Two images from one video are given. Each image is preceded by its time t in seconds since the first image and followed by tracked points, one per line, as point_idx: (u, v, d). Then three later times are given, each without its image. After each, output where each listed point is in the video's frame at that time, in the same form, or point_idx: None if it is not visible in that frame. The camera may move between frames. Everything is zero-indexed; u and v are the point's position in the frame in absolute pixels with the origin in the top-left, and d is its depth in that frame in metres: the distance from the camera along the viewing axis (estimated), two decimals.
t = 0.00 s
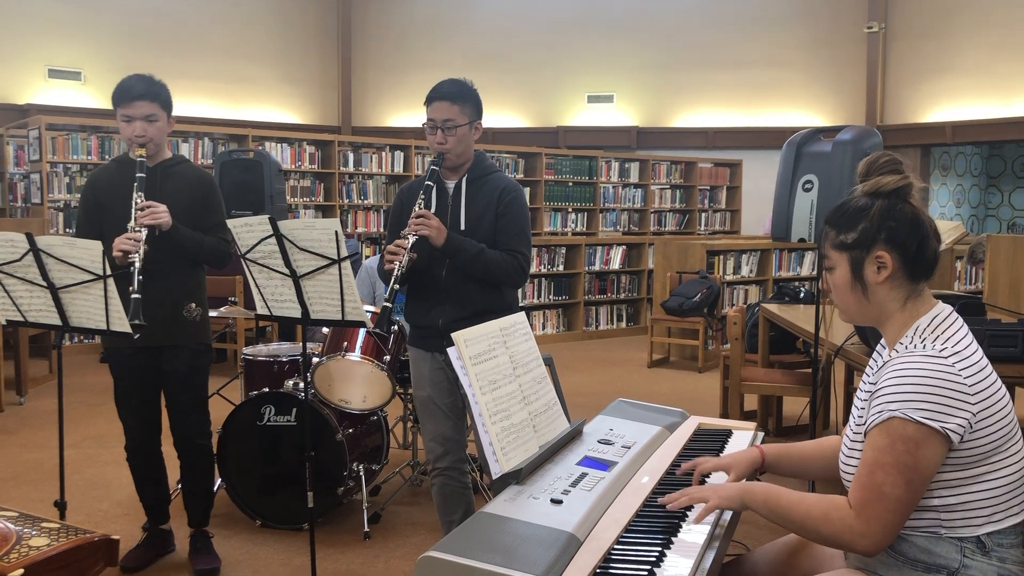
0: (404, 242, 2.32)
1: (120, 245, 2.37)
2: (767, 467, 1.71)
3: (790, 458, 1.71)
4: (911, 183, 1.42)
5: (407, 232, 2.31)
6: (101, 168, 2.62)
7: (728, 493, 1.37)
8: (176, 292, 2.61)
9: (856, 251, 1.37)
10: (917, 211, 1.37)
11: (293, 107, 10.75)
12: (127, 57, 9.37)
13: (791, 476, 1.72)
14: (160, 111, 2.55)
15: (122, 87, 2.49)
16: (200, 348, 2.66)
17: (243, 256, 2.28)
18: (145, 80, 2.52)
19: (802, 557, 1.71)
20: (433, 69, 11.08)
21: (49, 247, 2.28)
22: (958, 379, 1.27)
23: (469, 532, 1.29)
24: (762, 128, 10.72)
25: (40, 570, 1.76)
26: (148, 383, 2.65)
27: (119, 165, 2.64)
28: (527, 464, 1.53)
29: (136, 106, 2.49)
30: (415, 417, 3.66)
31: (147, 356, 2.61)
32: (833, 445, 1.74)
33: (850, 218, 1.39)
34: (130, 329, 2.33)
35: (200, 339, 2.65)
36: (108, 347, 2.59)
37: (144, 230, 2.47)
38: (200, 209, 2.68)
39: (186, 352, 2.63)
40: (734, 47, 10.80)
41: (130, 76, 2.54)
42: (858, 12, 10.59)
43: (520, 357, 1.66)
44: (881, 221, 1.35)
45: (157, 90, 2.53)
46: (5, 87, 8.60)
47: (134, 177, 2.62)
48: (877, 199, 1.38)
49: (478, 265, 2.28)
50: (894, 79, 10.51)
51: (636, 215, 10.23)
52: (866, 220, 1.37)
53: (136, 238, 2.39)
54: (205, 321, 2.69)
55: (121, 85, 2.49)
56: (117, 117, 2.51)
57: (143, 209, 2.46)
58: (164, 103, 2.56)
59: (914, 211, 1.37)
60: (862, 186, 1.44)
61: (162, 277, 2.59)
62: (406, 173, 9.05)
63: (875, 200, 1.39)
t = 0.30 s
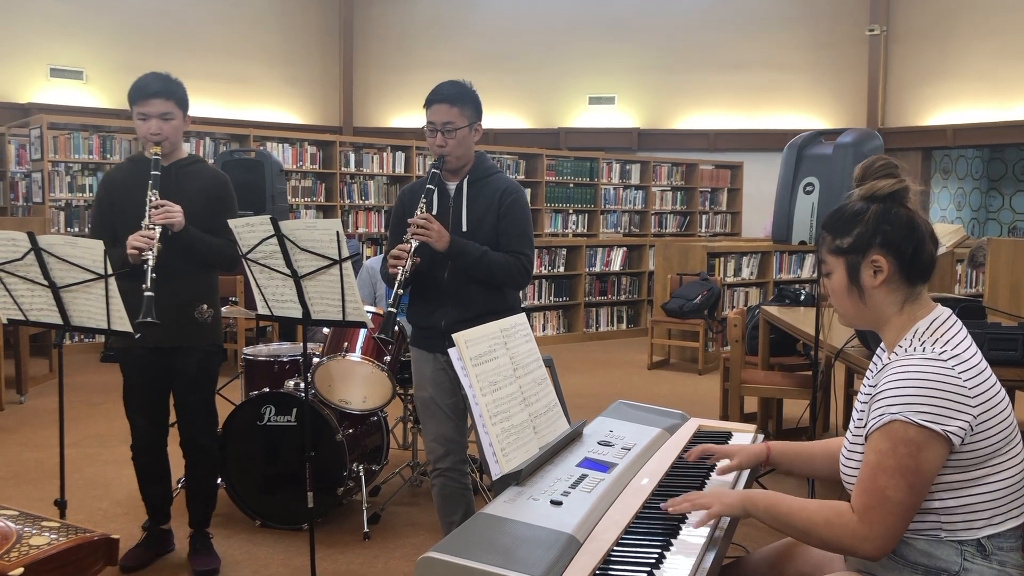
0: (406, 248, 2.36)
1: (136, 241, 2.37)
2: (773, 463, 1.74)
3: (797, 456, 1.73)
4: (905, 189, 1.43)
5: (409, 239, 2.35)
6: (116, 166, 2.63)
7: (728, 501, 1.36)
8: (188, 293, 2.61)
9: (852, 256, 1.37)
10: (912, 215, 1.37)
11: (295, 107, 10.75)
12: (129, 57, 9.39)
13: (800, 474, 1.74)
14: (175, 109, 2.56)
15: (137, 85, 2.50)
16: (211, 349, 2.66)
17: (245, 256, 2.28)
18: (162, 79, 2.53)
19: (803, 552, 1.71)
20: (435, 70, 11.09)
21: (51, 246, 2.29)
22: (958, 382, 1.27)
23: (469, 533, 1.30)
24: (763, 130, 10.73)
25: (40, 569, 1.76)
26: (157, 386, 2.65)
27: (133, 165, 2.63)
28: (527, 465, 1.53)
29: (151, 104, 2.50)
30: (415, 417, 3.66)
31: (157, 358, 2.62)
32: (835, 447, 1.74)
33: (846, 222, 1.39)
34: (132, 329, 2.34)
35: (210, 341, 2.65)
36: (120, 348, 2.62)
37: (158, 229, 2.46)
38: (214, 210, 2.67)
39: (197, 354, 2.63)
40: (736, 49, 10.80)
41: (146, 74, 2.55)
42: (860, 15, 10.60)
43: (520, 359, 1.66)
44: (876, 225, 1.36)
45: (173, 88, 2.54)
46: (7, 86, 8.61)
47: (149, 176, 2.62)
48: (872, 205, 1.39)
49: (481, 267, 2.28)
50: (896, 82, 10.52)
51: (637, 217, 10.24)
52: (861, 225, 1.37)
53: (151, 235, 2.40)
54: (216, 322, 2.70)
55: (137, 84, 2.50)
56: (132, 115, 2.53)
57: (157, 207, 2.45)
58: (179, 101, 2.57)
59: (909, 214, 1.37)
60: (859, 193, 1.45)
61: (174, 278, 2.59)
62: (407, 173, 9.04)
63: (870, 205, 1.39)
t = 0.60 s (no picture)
0: (408, 249, 2.36)
1: (154, 261, 2.42)
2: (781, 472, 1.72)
3: (802, 462, 1.73)
4: (906, 191, 1.42)
5: (412, 239, 2.35)
6: (134, 169, 2.62)
7: (724, 506, 1.38)
8: (202, 298, 2.62)
9: (851, 258, 1.37)
10: (911, 217, 1.37)
11: (295, 107, 10.75)
12: (130, 57, 9.40)
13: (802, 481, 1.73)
14: (194, 118, 2.55)
15: (157, 93, 2.49)
16: (222, 351, 2.66)
17: (245, 256, 2.29)
18: (179, 87, 2.52)
19: (801, 549, 1.73)
20: (435, 71, 11.10)
21: (51, 246, 2.28)
22: (953, 383, 1.27)
23: (469, 533, 1.30)
24: (762, 132, 10.74)
25: (39, 569, 1.75)
26: (168, 386, 2.65)
27: (152, 168, 2.63)
28: (527, 466, 1.53)
29: (170, 115, 2.50)
30: (415, 418, 3.65)
31: (170, 361, 2.63)
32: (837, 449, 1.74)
33: (846, 224, 1.40)
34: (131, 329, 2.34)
35: (224, 345, 2.66)
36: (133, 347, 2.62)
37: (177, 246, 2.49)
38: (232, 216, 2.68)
39: (208, 356, 2.63)
40: (736, 51, 10.81)
41: (164, 81, 2.54)
42: (860, 17, 10.60)
43: (520, 360, 1.66)
44: (876, 228, 1.36)
45: (191, 97, 2.53)
46: (7, 85, 8.60)
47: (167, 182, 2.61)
48: (872, 206, 1.39)
49: (484, 268, 2.28)
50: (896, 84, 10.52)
51: (637, 218, 10.25)
52: (861, 227, 1.37)
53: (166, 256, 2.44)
54: (230, 325, 2.70)
55: (155, 93, 2.48)
56: (150, 124, 2.53)
57: (176, 223, 2.47)
58: (197, 110, 2.56)
59: (908, 216, 1.37)
60: (858, 194, 1.45)
61: (188, 284, 2.60)
62: (408, 174, 9.04)
63: (869, 207, 1.39)
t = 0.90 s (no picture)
0: (418, 250, 2.37)
1: (162, 260, 2.44)
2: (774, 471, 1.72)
3: (797, 460, 1.73)
4: (902, 190, 1.42)
5: (422, 240, 2.35)
6: (149, 169, 2.62)
7: (716, 501, 1.35)
8: (211, 299, 2.62)
9: (846, 258, 1.37)
10: (906, 217, 1.37)
11: (295, 108, 10.75)
12: (130, 58, 9.40)
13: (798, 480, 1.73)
14: (208, 121, 2.54)
15: (172, 94, 2.48)
16: (230, 351, 2.65)
17: (244, 255, 2.28)
18: (195, 88, 2.50)
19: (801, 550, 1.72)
20: (435, 71, 11.10)
21: (51, 246, 2.28)
22: (950, 382, 1.27)
23: (468, 533, 1.29)
24: (762, 132, 10.73)
25: (38, 569, 1.75)
26: (174, 387, 2.65)
27: (166, 170, 2.63)
28: (527, 466, 1.52)
29: (184, 117, 2.50)
30: (415, 417, 3.65)
31: (177, 362, 2.63)
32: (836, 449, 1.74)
33: (841, 225, 1.39)
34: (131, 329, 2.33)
35: (230, 347, 2.65)
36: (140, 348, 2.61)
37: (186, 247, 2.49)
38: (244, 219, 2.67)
39: (215, 357, 2.63)
40: (736, 51, 10.81)
41: (180, 81, 2.52)
42: (861, 16, 10.59)
43: (520, 359, 1.66)
44: (871, 228, 1.35)
45: (206, 98, 2.51)
46: (7, 86, 8.60)
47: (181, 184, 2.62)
48: (868, 206, 1.39)
49: (492, 269, 2.28)
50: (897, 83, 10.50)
51: (637, 218, 10.25)
52: (856, 227, 1.37)
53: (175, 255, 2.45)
54: (239, 326, 2.70)
55: (172, 93, 2.47)
56: (165, 125, 2.52)
57: (187, 224, 2.47)
58: (211, 112, 2.54)
59: (903, 216, 1.37)
60: (854, 194, 1.44)
61: (197, 285, 2.60)
62: (408, 174, 9.03)
63: (865, 206, 1.39)
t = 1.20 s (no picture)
0: (427, 241, 2.34)
1: (158, 245, 2.41)
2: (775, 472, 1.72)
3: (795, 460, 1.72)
4: (894, 186, 1.42)
5: (431, 232, 2.32)
6: (153, 167, 2.63)
7: (698, 488, 1.37)
8: (214, 295, 2.61)
9: (840, 257, 1.37)
10: (898, 214, 1.36)
11: (295, 108, 10.75)
12: (130, 58, 9.41)
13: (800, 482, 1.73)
14: (211, 113, 2.55)
15: (174, 87, 2.49)
16: (233, 352, 2.65)
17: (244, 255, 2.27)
18: (198, 81, 2.51)
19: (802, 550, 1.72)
20: (434, 70, 11.10)
21: (50, 246, 2.28)
22: (941, 378, 1.27)
23: (469, 532, 1.29)
24: (762, 130, 10.73)
25: (38, 570, 1.75)
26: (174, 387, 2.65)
27: (170, 167, 2.64)
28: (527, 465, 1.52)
29: (187, 107, 2.50)
30: (416, 416, 3.65)
31: (182, 361, 2.64)
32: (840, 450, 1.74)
33: (833, 223, 1.39)
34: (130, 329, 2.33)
35: (231, 348, 2.64)
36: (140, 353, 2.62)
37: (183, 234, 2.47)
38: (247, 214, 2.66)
39: (218, 357, 2.63)
40: (736, 49, 10.80)
41: (184, 76, 2.54)
42: (861, 14, 10.58)
43: (520, 358, 1.66)
44: (863, 226, 1.35)
45: (209, 91, 2.52)
46: (6, 87, 8.61)
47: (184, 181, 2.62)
48: (859, 205, 1.38)
49: (502, 265, 2.28)
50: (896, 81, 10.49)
51: (637, 217, 10.25)
52: (848, 226, 1.36)
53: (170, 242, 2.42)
54: (242, 326, 2.69)
55: (175, 86, 2.49)
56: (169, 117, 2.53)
57: (184, 210, 2.45)
58: (214, 105, 2.55)
59: (895, 213, 1.36)
60: (845, 192, 1.43)
61: (199, 281, 2.59)
62: (408, 174, 9.03)
63: (857, 205, 1.38)
